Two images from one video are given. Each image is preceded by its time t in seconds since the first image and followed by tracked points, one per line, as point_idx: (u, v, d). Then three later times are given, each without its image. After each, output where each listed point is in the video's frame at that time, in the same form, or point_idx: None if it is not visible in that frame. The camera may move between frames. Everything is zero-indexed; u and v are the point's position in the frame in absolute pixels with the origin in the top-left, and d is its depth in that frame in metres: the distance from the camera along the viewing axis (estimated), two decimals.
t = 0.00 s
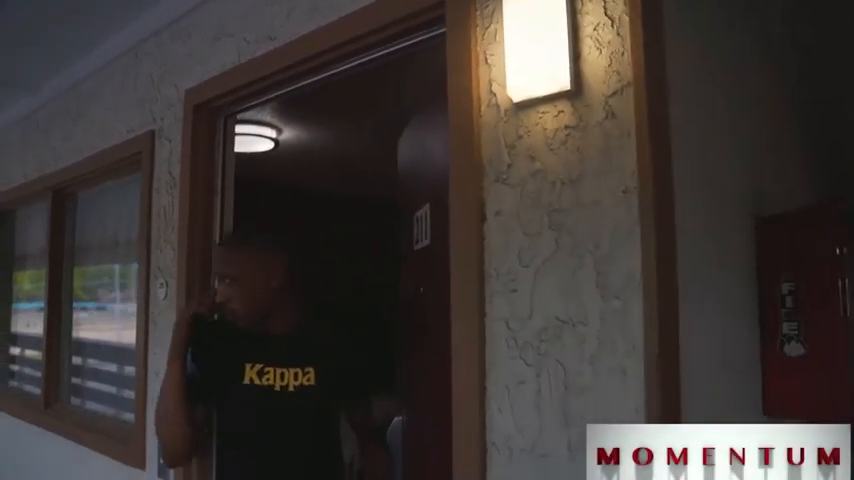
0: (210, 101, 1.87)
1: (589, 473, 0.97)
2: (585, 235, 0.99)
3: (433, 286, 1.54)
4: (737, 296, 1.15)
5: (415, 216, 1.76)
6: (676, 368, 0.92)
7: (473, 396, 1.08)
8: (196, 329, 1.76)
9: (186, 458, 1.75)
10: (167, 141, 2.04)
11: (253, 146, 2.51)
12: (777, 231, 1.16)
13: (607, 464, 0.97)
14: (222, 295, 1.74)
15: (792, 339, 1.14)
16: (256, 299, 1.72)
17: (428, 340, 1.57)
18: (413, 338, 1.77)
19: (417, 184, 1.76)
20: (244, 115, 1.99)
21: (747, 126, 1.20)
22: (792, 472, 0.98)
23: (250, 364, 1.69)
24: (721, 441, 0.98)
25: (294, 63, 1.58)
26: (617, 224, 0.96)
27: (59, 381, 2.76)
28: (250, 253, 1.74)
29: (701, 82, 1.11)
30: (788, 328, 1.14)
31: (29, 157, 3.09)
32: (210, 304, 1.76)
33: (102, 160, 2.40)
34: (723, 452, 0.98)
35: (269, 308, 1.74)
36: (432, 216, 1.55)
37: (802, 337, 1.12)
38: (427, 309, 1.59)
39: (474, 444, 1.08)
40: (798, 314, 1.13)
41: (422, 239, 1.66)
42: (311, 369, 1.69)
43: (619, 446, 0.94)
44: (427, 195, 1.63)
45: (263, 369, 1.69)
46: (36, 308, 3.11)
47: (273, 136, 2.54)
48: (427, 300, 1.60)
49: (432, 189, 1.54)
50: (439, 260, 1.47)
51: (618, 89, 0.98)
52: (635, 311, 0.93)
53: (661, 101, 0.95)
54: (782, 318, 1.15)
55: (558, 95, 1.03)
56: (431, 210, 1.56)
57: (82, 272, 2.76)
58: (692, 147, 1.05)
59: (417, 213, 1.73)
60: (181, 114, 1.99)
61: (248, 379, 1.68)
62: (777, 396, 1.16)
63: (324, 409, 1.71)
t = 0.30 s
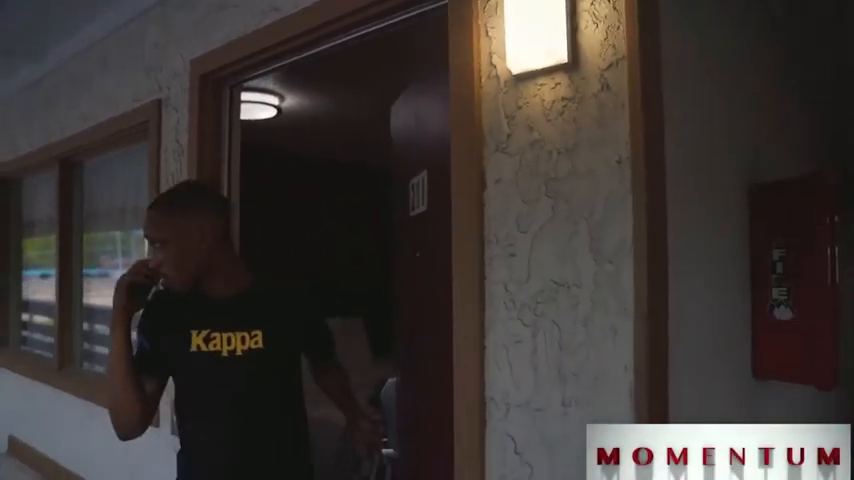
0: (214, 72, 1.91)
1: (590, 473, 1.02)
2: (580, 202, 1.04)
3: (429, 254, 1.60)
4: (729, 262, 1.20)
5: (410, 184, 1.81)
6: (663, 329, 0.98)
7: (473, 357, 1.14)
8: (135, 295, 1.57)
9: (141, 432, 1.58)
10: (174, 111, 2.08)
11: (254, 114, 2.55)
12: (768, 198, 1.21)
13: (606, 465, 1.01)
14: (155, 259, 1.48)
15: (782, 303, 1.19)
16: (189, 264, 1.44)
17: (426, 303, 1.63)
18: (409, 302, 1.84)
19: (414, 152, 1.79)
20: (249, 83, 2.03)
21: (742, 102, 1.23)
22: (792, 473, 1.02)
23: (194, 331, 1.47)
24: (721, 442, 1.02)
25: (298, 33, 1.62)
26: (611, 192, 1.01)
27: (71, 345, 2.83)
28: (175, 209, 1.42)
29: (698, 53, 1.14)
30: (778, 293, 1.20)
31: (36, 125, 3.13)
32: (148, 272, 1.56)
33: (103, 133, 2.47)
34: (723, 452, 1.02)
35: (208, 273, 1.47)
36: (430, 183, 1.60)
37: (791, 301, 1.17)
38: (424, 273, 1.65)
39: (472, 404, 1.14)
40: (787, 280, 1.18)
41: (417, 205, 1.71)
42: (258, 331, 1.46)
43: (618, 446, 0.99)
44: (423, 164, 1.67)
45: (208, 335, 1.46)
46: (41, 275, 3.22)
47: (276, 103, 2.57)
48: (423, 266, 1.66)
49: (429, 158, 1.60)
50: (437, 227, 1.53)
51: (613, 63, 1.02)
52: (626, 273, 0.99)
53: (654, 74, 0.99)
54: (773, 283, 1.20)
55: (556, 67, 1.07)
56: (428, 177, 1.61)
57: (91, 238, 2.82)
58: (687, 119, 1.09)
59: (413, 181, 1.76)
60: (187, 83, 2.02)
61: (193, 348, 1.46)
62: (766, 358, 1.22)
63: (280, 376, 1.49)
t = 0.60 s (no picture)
0: (236, 49, 1.94)
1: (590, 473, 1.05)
2: (603, 176, 1.07)
3: (446, 229, 1.64)
4: (748, 236, 1.22)
5: (418, 159, 1.85)
6: (683, 301, 1.02)
7: (496, 326, 1.19)
8: (135, 259, 1.60)
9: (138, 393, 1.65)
10: (198, 87, 2.11)
11: (271, 89, 2.58)
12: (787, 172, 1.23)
13: (606, 463, 1.04)
14: (157, 225, 1.51)
15: (798, 278, 1.22)
16: (191, 229, 1.47)
17: (441, 273, 1.68)
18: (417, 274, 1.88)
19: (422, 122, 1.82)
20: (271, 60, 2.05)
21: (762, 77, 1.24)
22: (792, 473, 1.02)
23: (193, 296, 1.52)
24: (721, 442, 1.02)
25: (321, 11, 1.64)
26: (633, 166, 1.04)
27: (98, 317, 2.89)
28: (178, 174, 1.46)
29: (721, 29, 1.15)
30: (794, 268, 1.23)
31: (59, 101, 3.16)
32: (148, 236, 1.58)
33: (126, 109, 2.51)
34: (722, 452, 1.03)
35: (209, 238, 1.51)
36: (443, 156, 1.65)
37: (808, 275, 1.20)
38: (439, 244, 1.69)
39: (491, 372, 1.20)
40: (804, 255, 1.21)
41: (427, 180, 1.76)
42: (254, 300, 1.50)
43: (618, 445, 1.03)
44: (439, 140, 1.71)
45: (206, 301, 1.51)
46: (60, 252, 3.32)
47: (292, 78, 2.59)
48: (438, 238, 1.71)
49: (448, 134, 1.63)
50: (451, 202, 1.59)
51: (637, 39, 1.04)
52: (647, 245, 1.02)
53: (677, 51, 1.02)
54: (790, 259, 1.23)
55: (580, 44, 1.09)
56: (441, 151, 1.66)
57: (116, 213, 2.87)
58: (708, 94, 1.11)
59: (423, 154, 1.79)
60: (211, 60, 2.05)
61: (190, 312, 1.51)
62: (781, 333, 1.25)
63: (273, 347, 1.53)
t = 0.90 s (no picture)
0: (284, 39, 1.99)
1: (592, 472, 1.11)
2: (653, 161, 1.09)
3: (496, 214, 1.70)
4: (795, 221, 1.22)
5: (446, 145, 1.96)
6: (732, 284, 1.03)
7: (545, 307, 1.22)
8: (175, 240, 1.64)
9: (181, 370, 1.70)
10: (246, 76, 2.17)
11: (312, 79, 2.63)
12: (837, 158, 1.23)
13: (606, 463, 1.10)
14: (194, 204, 1.56)
15: (847, 263, 1.22)
16: (224, 208, 1.52)
17: (486, 254, 1.75)
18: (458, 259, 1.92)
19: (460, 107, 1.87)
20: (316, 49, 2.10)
21: (810, 61, 1.24)
22: (791, 472, 1.05)
23: (229, 277, 1.54)
24: (721, 442, 1.03)
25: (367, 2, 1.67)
26: (683, 150, 1.06)
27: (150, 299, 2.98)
28: (220, 154, 1.53)
29: (771, 13, 1.15)
30: (843, 253, 1.23)
31: (106, 93, 3.24)
32: (185, 218, 1.61)
33: (175, 98, 2.58)
34: (723, 452, 1.04)
35: (241, 218, 1.54)
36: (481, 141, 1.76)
37: None
38: (485, 225, 1.76)
39: (541, 354, 1.23)
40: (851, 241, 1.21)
41: (461, 164, 1.86)
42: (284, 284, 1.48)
43: (618, 445, 1.09)
44: (481, 128, 1.76)
45: (239, 283, 1.52)
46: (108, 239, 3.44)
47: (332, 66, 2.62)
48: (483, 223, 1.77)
49: (500, 122, 1.67)
50: (502, 182, 1.66)
51: (688, 25, 1.05)
52: (697, 229, 1.04)
53: (729, 36, 1.02)
54: (838, 245, 1.23)
55: (630, 31, 1.11)
56: (479, 138, 1.77)
57: (165, 199, 2.95)
58: (759, 79, 1.12)
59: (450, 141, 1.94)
60: (259, 49, 2.10)
61: (224, 293, 1.53)
62: (828, 320, 1.26)
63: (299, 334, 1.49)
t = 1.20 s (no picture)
0: (342, 36, 2.03)
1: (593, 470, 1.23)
2: (717, 150, 1.09)
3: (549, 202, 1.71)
4: None
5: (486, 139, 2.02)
6: (797, 275, 1.03)
7: (606, 296, 1.23)
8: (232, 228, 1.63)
9: (233, 355, 1.67)
10: (306, 73, 2.23)
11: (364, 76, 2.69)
12: None
13: (605, 462, 1.21)
14: (247, 194, 1.53)
15: None
16: (275, 199, 1.48)
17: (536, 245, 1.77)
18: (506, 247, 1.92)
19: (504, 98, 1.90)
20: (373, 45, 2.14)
21: None
22: (792, 472, 1.12)
23: (280, 267, 1.51)
24: (720, 442, 1.12)
25: None
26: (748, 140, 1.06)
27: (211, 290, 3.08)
28: (270, 144, 1.48)
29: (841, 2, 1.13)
30: None
31: (168, 92, 3.34)
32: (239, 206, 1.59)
33: (235, 95, 2.66)
34: (722, 452, 1.13)
35: (293, 210, 1.50)
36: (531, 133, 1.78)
37: None
38: (533, 216, 1.78)
39: (601, 345, 1.24)
40: None
41: (503, 157, 1.91)
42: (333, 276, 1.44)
43: (617, 445, 1.20)
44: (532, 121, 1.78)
45: (291, 274, 1.49)
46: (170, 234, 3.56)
47: (384, 62, 2.69)
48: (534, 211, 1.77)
49: (556, 114, 1.68)
50: (554, 174, 1.69)
51: (755, 14, 1.05)
52: (762, 220, 1.04)
53: (796, 25, 1.02)
54: None
55: (693, 22, 1.11)
56: (525, 129, 1.83)
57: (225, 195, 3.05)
58: (826, 68, 1.10)
59: (496, 133, 1.95)
60: (318, 46, 2.16)
61: (275, 283, 1.50)
62: None
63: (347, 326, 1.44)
